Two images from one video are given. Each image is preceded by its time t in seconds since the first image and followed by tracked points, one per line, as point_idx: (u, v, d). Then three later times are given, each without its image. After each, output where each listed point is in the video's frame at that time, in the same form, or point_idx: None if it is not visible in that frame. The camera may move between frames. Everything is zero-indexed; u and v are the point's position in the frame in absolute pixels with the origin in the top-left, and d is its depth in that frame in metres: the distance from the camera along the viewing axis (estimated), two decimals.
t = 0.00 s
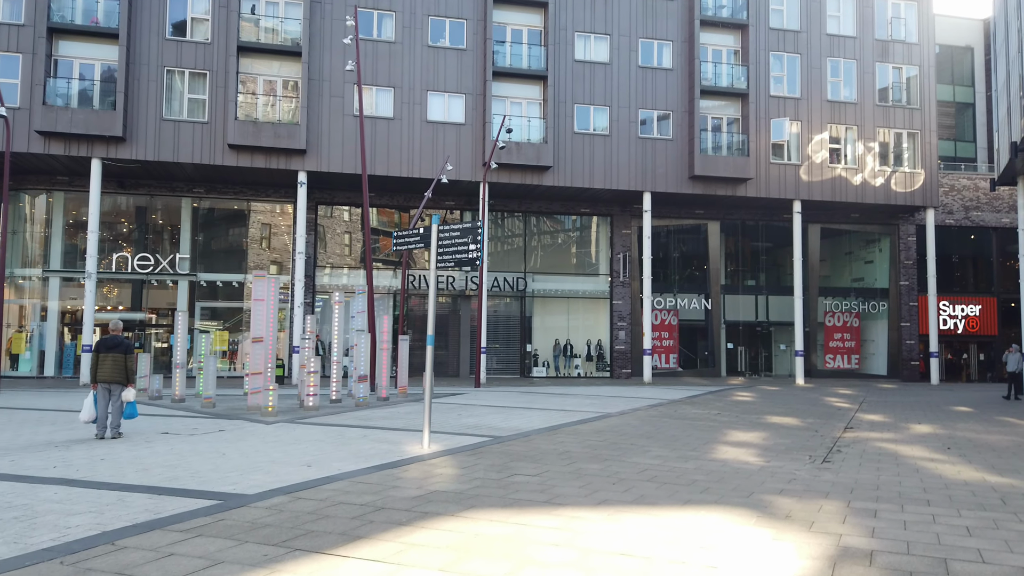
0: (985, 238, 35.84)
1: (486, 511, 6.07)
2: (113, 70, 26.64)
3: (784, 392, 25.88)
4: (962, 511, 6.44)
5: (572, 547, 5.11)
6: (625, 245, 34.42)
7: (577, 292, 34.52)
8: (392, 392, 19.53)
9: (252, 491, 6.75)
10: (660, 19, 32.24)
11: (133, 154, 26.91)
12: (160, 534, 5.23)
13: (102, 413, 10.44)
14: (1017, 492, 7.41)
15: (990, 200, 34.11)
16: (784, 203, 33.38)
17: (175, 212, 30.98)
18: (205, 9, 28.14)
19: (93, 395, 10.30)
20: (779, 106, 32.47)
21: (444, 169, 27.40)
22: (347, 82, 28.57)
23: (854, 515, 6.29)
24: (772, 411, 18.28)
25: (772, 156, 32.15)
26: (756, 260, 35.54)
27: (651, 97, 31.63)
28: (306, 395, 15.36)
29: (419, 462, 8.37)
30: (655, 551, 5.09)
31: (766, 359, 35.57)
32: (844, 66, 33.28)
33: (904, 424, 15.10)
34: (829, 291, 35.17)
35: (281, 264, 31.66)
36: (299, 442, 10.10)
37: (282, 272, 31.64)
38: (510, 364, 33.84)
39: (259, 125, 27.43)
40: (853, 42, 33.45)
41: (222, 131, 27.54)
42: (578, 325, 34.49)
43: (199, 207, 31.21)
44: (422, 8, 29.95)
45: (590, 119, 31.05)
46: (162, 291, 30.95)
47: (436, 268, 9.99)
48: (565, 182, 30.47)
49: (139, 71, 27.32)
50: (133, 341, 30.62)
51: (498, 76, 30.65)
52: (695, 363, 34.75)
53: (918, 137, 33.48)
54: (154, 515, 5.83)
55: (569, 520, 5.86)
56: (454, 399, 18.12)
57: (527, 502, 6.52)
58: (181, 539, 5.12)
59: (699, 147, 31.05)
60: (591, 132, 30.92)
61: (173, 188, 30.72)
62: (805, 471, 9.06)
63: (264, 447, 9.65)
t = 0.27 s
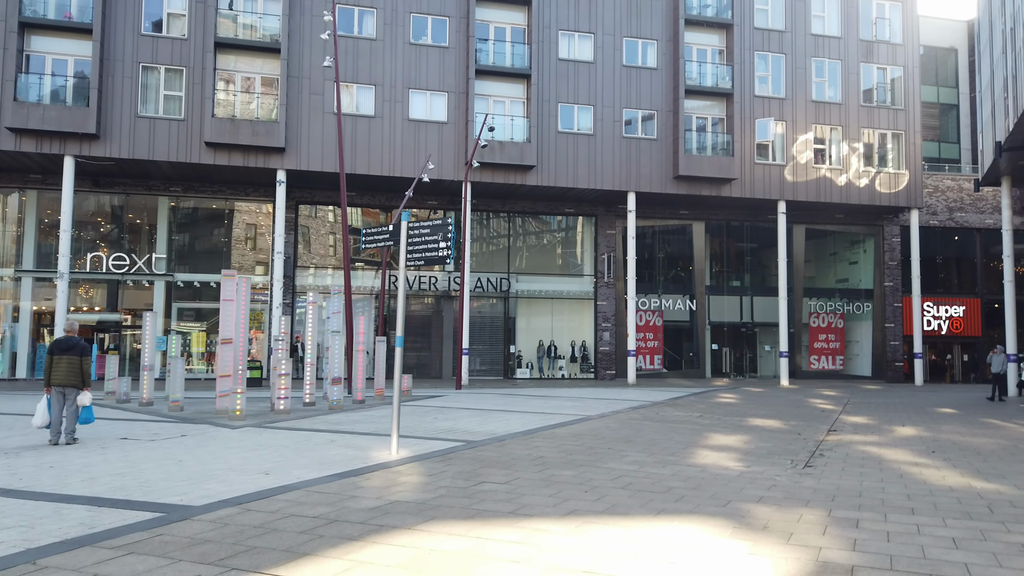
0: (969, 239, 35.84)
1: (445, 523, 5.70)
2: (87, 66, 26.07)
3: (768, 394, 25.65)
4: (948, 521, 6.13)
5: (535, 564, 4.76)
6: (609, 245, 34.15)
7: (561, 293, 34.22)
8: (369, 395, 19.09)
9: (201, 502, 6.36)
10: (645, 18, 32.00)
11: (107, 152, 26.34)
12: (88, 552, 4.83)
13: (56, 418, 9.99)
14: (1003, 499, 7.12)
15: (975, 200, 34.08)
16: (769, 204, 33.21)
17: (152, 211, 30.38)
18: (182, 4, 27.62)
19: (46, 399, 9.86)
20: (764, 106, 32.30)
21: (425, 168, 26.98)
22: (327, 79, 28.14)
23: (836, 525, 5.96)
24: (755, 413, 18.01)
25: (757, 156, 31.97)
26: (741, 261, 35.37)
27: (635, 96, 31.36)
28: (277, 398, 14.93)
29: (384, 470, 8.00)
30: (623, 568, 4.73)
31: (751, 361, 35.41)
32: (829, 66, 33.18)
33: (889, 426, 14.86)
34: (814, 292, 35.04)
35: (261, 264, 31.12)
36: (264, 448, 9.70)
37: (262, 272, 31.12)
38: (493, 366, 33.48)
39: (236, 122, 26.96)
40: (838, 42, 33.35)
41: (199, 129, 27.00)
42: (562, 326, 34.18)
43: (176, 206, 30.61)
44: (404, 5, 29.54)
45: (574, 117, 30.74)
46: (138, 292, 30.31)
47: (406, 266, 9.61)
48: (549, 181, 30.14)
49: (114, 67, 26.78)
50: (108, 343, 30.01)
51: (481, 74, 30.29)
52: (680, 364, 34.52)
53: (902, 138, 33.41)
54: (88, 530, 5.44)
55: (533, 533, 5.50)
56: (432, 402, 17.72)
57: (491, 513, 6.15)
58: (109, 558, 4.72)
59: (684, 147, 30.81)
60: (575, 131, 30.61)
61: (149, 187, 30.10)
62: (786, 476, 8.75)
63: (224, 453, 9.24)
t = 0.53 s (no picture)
0: (945, 239, 36.00)
1: (394, 535, 5.33)
2: (51, 58, 25.38)
3: (746, 394, 25.50)
4: (925, 529, 5.87)
5: None
6: (588, 244, 33.90)
7: (539, 292, 33.91)
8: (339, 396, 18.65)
9: (136, 513, 5.94)
10: (624, 16, 31.79)
11: (72, 147, 25.66)
12: None
13: None
14: (981, 505, 6.88)
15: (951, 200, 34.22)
16: (747, 203, 33.13)
17: (120, 208, 29.66)
18: None
19: None
20: (742, 105, 32.20)
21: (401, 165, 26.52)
22: (301, 74, 27.62)
23: (809, 534, 5.66)
24: (731, 413, 17.79)
25: (735, 155, 31.85)
26: (719, 260, 35.27)
27: (613, 94, 31.14)
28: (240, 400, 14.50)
29: (340, 476, 7.61)
30: None
31: (730, 360, 35.33)
32: (807, 65, 33.16)
33: (865, 427, 14.67)
34: (792, 291, 35.03)
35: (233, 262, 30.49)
36: (218, 452, 9.27)
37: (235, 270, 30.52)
38: (470, 366, 33.10)
39: (206, 116, 26.28)
40: (816, 41, 33.33)
41: (167, 123, 26.37)
42: (540, 326, 33.88)
43: (145, 203, 29.90)
44: None
45: (552, 115, 30.44)
46: (106, 291, 29.55)
47: (368, 263, 9.21)
48: (526, 179, 29.80)
49: (80, 60, 26.11)
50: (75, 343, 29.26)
51: (458, 70, 29.90)
52: (658, 364, 34.35)
53: (879, 138, 33.47)
54: (4, 546, 5.01)
55: (488, 545, 5.15)
56: (403, 403, 17.33)
57: (446, 523, 5.79)
58: None
59: (662, 145, 30.62)
60: (553, 128, 30.30)
61: (117, 183, 29.38)
62: (759, 480, 8.47)
63: (174, 458, 8.81)
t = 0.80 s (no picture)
0: (908, 240, 36.41)
1: (321, 547, 4.96)
2: None
3: (711, 394, 25.45)
4: (881, 535, 5.63)
5: None
6: (555, 243, 33.65)
7: (506, 291, 33.59)
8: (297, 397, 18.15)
9: (44, 524, 5.50)
10: (591, 13, 31.60)
11: (21, 139, 24.77)
12: None
13: None
14: (940, 507, 6.68)
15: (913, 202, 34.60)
16: (714, 203, 33.15)
17: (73, 203, 28.70)
18: None
19: None
20: (709, 105, 32.20)
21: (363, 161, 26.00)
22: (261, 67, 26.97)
23: (763, 542, 5.40)
24: (694, 413, 17.62)
25: (702, 154, 31.83)
26: (686, 260, 35.28)
27: (581, 92, 30.93)
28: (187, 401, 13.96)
29: (277, 482, 7.20)
30: None
31: (696, 360, 35.38)
32: (773, 66, 33.29)
33: (827, 427, 14.57)
34: (757, 291, 35.16)
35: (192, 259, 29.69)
36: (154, 456, 8.79)
37: (195, 269, 29.74)
38: (436, 365, 32.68)
39: (162, 109, 25.60)
40: (782, 42, 33.49)
41: (122, 116, 25.56)
42: (507, 325, 33.56)
43: (99, 198, 28.95)
44: None
45: (519, 112, 30.13)
46: (58, 289, 28.57)
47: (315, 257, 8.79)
48: (493, 177, 29.44)
49: (30, 49, 25.23)
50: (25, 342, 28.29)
51: (423, 66, 29.45)
52: (625, 364, 34.25)
53: (844, 139, 33.72)
54: None
55: (421, 557, 4.81)
56: (362, 403, 16.89)
57: (381, 532, 5.43)
58: None
59: (629, 144, 30.49)
60: (520, 126, 29.99)
61: (70, 177, 28.43)
62: (716, 482, 8.23)
63: (105, 464, 8.32)
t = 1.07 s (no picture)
0: (867, 241, 36.84)
1: (241, 568, 4.56)
2: None
3: (674, 395, 25.36)
4: (839, 545, 5.40)
5: None
6: (519, 243, 33.34)
7: (470, 291, 33.19)
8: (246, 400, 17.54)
9: None
10: (555, 11, 31.36)
11: None
12: None
13: None
14: (899, 513, 6.49)
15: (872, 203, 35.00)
16: (677, 203, 33.14)
17: (18, 200, 27.59)
18: None
19: None
20: (673, 105, 32.17)
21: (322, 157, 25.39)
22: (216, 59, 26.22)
23: (717, 554, 5.11)
24: (655, 414, 17.43)
25: (665, 154, 31.79)
26: (650, 260, 35.25)
27: (544, 90, 30.66)
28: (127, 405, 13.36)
29: (207, 494, 6.75)
30: None
31: (660, 360, 35.38)
32: (736, 67, 33.41)
33: (787, 428, 14.44)
34: (720, 291, 35.27)
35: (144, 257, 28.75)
36: (80, 466, 8.24)
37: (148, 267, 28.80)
38: (397, 366, 32.15)
39: (112, 101, 24.70)
40: (745, 44, 33.63)
41: (69, 108, 24.60)
42: (470, 325, 33.15)
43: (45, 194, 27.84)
44: None
45: (482, 109, 29.75)
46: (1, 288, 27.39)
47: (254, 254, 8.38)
48: (455, 175, 29.02)
49: None
50: None
51: (385, 61, 28.93)
52: (589, 364, 34.07)
53: (805, 141, 33.97)
54: None
55: None
56: (316, 407, 16.37)
57: (310, 549, 5.04)
58: None
59: (593, 143, 30.30)
60: (483, 123, 29.61)
61: (15, 172, 27.34)
62: (673, 488, 7.96)
63: (25, 475, 7.77)
